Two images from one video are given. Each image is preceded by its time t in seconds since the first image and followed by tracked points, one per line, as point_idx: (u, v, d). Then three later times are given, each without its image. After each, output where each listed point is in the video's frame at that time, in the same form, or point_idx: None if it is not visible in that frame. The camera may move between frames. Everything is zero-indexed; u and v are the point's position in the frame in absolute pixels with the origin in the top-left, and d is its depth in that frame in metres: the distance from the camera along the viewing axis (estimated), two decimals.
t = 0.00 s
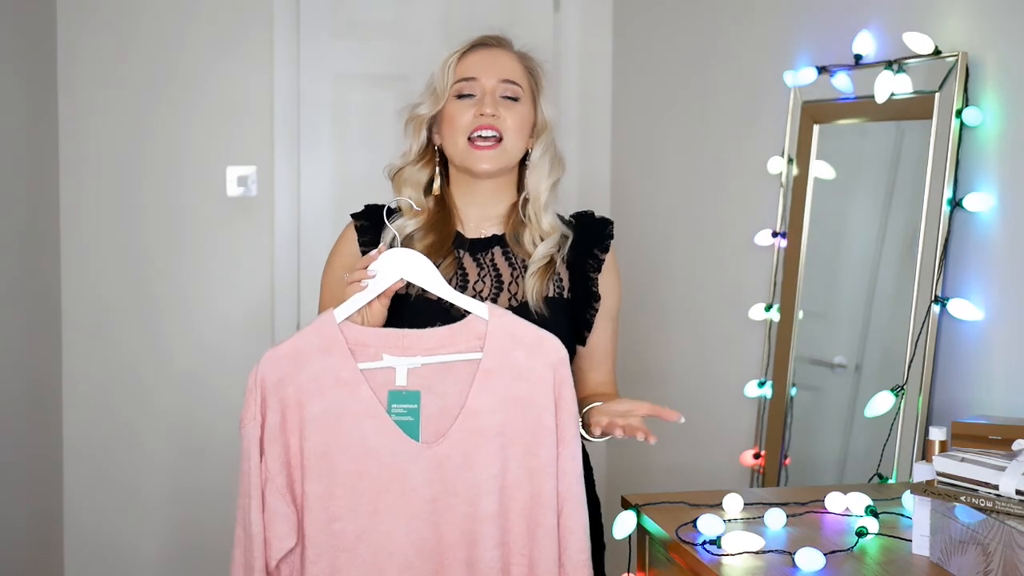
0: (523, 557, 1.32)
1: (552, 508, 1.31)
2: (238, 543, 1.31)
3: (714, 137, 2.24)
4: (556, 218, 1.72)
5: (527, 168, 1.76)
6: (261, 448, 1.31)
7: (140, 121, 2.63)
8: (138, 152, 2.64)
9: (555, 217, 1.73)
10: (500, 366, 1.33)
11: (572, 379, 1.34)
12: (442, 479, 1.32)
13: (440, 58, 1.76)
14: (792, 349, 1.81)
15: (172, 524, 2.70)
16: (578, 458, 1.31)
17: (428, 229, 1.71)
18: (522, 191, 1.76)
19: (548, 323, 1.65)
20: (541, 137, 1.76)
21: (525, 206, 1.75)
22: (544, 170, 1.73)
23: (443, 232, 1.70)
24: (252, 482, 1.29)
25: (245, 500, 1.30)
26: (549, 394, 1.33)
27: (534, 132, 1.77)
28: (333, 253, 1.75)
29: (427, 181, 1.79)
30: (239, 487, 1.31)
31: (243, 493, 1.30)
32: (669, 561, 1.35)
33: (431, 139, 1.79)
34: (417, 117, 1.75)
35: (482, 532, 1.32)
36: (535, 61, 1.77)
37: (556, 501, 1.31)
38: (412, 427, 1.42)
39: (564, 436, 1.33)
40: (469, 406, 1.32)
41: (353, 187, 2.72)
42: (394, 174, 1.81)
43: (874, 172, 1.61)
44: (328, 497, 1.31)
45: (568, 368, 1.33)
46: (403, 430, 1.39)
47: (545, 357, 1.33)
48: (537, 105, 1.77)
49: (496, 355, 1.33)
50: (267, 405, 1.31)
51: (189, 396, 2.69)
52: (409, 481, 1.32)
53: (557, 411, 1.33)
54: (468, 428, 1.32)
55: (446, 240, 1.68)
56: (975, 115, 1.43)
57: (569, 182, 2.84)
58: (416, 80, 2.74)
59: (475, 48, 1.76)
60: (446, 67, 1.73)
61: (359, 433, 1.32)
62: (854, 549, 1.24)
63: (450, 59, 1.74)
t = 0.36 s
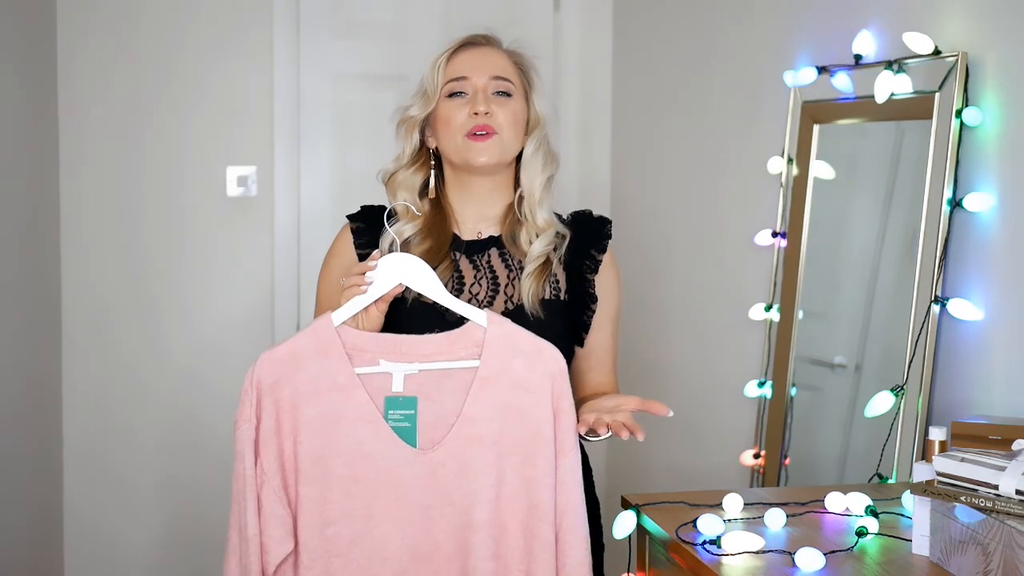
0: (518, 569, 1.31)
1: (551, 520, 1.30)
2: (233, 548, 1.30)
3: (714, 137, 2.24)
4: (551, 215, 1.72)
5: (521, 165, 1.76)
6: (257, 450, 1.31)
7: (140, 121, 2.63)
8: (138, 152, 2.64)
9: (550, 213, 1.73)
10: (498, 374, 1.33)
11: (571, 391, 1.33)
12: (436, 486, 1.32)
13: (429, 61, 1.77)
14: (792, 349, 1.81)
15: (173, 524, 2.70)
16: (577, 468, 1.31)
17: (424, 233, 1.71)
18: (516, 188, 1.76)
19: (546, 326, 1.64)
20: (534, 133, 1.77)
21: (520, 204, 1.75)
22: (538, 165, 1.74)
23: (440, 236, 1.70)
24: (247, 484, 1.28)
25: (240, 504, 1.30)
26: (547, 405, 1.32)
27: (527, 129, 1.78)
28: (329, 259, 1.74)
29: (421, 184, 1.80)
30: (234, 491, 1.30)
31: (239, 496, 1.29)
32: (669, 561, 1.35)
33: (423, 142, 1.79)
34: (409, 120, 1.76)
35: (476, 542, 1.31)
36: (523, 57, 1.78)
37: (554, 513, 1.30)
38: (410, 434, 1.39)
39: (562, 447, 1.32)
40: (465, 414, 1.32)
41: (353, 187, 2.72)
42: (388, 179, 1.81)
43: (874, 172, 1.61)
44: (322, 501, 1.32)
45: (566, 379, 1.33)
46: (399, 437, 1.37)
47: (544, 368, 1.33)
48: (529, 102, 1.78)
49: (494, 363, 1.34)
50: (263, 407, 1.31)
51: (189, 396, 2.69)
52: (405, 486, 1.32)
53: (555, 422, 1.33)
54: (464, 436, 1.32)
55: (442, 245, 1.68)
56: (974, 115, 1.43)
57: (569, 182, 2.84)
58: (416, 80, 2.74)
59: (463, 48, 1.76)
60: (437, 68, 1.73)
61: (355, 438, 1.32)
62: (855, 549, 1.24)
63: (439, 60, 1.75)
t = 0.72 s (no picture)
0: None
1: (535, 534, 1.30)
2: (217, 543, 1.29)
3: (715, 137, 2.24)
4: (551, 219, 1.72)
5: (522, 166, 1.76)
6: (245, 445, 1.31)
7: (139, 121, 2.63)
8: (137, 153, 2.63)
9: (550, 216, 1.73)
10: (490, 384, 1.33)
11: (563, 405, 1.33)
12: (419, 495, 1.31)
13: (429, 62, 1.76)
14: (792, 349, 1.81)
15: (173, 524, 2.70)
16: (565, 485, 1.30)
17: (423, 234, 1.71)
18: (517, 189, 1.77)
19: (548, 331, 1.64)
20: (535, 136, 1.77)
21: (520, 206, 1.75)
22: (538, 167, 1.74)
23: (439, 237, 1.70)
24: (234, 478, 1.28)
25: (226, 497, 1.29)
26: (538, 418, 1.32)
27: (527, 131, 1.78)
28: (328, 261, 1.74)
29: (421, 184, 1.80)
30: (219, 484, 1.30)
31: (224, 489, 1.29)
32: (668, 562, 1.35)
33: (423, 142, 1.79)
34: (408, 121, 1.76)
35: (456, 553, 1.30)
36: (524, 59, 1.77)
37: (537, 529, 1.30)
38: (398, 440, 1.37)
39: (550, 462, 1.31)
40: (454, 423, 1.32)
41: (352, 187, 2.72)
42: (388, 179, 1.81)
43: (875, 171, 1.61)
44: (305, 502, 1.31)
45: (558, 395, 1.33)
46: (387, 441, 1.35)
47: (537, 381, 1.32)
48: (530, 104, 1.77)
49: (487, 372, 1.33)
50: (252, 401, 1.32)
51: (189, 396, 2.69)
52: (392, 490, 1.31)
53: (544, 437, 1.32)
54: (452, 445, 1.31)
55: (441, 246, 1.68)
56: (975, 115, 1.43)
57: (569, 181, 2.84)
58: (416, 80, 2.74)
59: (463, 50, 1.75)
60: (437, 70, 1.73)
61: (341, 442, 1.32)
62: (855, 549, 1.24)
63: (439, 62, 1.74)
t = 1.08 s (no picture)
0: None
1: (529, 540, 1.30)
2: (215, 543, 1.32)
3: (715, 137, 2.24)
4: (552, 221, 1.72)
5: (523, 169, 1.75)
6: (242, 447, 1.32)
7: (139, 121, 2.63)
8: (137, 152, 2.63)
9: (551, 218, 1.73)
10: (485, 389, 1.33)
11: (559, 410, 1.33)
12: (415, 499, 1.31)
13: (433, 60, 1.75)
14: (792, 349, 1.81)
15: (173, 523, 2.70)
16: (561, 491, 1.30)
17: (422, 229, 1.71)
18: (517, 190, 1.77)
19: (546, 330, 1.63)
20: (539, 139, 1.76)
21: (519, 206, 1.75)
22: (539, 170, 1.73)
23: (437, 232, 1.70)
24: (229, 481, 1.30)
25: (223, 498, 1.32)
26: (533, 423, 1.32)
27: (531, 134, 1.77)
28: (326, 263, 1.74)
29: (422, 180, 1.80)
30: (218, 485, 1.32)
31: (221, 490, 1.31)
32: (669, 561, 1.35)
33: (425, 139, 1.79)
34: (410, 117, 1.76)
35: (451, 557, 1.30)
36: (529, 62, 1.76)
37: (533, 535, 1.30)
38: (394, 444, 1.37)
39: (546, 468, 1.31)
40: (449, 428, 1.32)
41: (353, 187, 2.72)
42: (389, 173, 1.81)
43: (875, 171, 1.61)
44: (299, 505, 1.31)
45: (553, 400, 1.33)
46: (383, 446, 1.35)
47: (532, 386, 1.32)
48: (534, 107, 1.77)
49: (483, 377, 1.33)
50: (249, 404, 1.32)
51: (189, 396, 2.69)
52: (386, 493, 1.31)
53: (540, 443, 1.32)
54: (447, 450, 1.31)
55: (440, 240, 1.69)
56: (975, 115, 1.43)
57: (569, 181, 2.84)
58: (417, 80, 2.74)
59: (468, 51, 1.74)
60: (439, 69, 1.72)
61: (337, 446, 1.32)
62: (855, 549, 1.24)
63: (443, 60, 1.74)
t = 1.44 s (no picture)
0: None
1: (533, 533, 1.30)
2: (225, 543, 1.32)
3: (715, 137, 2.23)
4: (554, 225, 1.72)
5: (529, 172, 1.75)
6: (249, 446, 1.32)
7: (140, 121, 2.63)
8: (137, 152, 2.63)
9: (554, 222, 1.73)
10: (488, 385, 1.33)
11: (561, 404, 1.32)
12: (420, 494, 1.32)
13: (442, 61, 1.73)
14: (792, 349, 1.81)
15: (173, 524, 2.70)
16: (564, 484, 1.30)
17: (423, 225, 1.72)
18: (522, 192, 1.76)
19: (545, 328, 1.63)
20: (545, 145, 1.75)
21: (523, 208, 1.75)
22: (545, 176, 1.73)
23: (440, 230, 1.70)
24: (237, 480, 1.29)
25: (232, 497, 1.32)
26: (535, 418, 1.32)
27: (539, 140, 1.76)
28: (328, 263, 1.74)
29: (426, 176, 1.80)
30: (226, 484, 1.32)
31: (230, 489, 1.31)
32: (668, 561, 1.35)
33: (430, 137, 1.78)
34: (416, 117, 1.75)
35: (457, 551, 1.30)
36: (540, 69, 1.74)
37: (537, 529, 1.30)
38: (399, 440, 1.37)
39: (548, 461, 1.32)
40: (453, 423, 1.32)
41: (353, 187, 2.72)
42: (393, 168, 1.81)
43: (874, 172, 1.61)
44: (308, 501, 1.31)
45: (555, 394, 1.32)
46: (388, 441, 1.35)
47: (534, 381, 1.32)
48: (542, 115, 1.76)
49: (485, 374, 1.33)
50: (255, 402, 1.32)
51: (189, 396, 2.69)
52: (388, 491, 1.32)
53: (542, 436, 1.32)
54: (451, 444, 1.31)
55: (442, 239, 1.69)
56: (975, 115, 1.43)
57: (569, 181, 2.84)
58: (417, 81, 2.74)
59: (478, 54, 1.72)
60: (447, 73, 1.71)
61: (342, 442, 1.32)
62: (854, 549, 1.24)
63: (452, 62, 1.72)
